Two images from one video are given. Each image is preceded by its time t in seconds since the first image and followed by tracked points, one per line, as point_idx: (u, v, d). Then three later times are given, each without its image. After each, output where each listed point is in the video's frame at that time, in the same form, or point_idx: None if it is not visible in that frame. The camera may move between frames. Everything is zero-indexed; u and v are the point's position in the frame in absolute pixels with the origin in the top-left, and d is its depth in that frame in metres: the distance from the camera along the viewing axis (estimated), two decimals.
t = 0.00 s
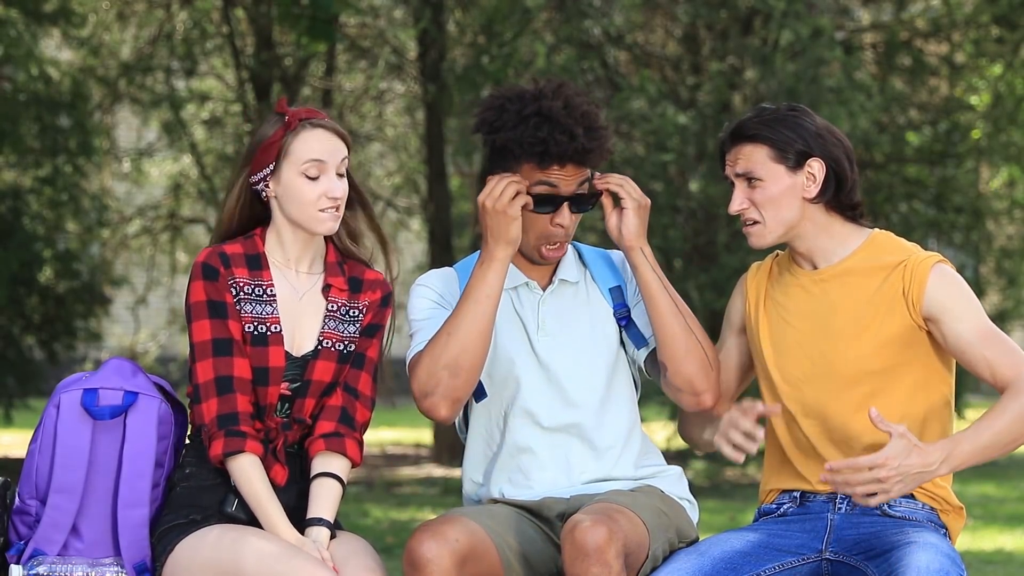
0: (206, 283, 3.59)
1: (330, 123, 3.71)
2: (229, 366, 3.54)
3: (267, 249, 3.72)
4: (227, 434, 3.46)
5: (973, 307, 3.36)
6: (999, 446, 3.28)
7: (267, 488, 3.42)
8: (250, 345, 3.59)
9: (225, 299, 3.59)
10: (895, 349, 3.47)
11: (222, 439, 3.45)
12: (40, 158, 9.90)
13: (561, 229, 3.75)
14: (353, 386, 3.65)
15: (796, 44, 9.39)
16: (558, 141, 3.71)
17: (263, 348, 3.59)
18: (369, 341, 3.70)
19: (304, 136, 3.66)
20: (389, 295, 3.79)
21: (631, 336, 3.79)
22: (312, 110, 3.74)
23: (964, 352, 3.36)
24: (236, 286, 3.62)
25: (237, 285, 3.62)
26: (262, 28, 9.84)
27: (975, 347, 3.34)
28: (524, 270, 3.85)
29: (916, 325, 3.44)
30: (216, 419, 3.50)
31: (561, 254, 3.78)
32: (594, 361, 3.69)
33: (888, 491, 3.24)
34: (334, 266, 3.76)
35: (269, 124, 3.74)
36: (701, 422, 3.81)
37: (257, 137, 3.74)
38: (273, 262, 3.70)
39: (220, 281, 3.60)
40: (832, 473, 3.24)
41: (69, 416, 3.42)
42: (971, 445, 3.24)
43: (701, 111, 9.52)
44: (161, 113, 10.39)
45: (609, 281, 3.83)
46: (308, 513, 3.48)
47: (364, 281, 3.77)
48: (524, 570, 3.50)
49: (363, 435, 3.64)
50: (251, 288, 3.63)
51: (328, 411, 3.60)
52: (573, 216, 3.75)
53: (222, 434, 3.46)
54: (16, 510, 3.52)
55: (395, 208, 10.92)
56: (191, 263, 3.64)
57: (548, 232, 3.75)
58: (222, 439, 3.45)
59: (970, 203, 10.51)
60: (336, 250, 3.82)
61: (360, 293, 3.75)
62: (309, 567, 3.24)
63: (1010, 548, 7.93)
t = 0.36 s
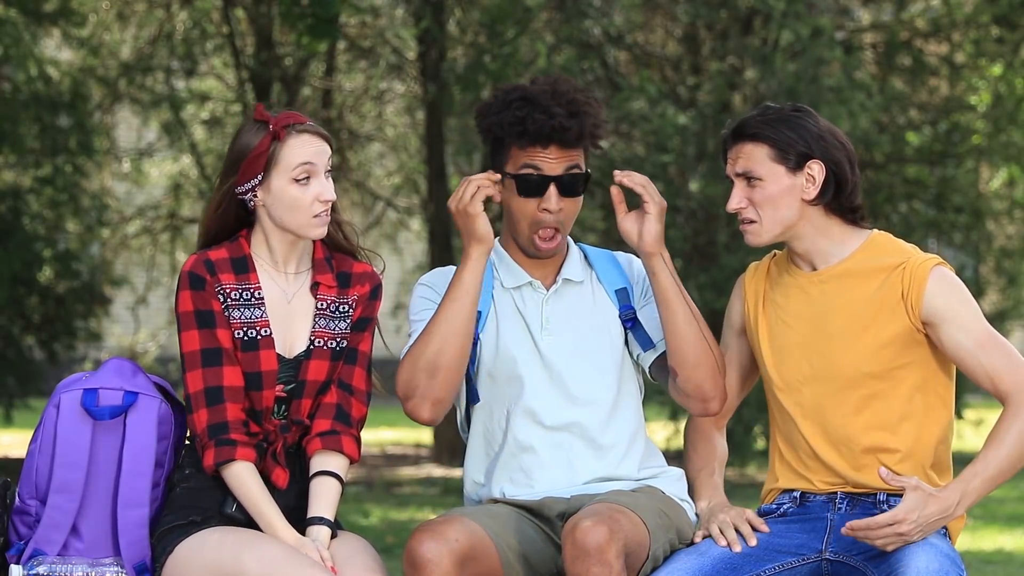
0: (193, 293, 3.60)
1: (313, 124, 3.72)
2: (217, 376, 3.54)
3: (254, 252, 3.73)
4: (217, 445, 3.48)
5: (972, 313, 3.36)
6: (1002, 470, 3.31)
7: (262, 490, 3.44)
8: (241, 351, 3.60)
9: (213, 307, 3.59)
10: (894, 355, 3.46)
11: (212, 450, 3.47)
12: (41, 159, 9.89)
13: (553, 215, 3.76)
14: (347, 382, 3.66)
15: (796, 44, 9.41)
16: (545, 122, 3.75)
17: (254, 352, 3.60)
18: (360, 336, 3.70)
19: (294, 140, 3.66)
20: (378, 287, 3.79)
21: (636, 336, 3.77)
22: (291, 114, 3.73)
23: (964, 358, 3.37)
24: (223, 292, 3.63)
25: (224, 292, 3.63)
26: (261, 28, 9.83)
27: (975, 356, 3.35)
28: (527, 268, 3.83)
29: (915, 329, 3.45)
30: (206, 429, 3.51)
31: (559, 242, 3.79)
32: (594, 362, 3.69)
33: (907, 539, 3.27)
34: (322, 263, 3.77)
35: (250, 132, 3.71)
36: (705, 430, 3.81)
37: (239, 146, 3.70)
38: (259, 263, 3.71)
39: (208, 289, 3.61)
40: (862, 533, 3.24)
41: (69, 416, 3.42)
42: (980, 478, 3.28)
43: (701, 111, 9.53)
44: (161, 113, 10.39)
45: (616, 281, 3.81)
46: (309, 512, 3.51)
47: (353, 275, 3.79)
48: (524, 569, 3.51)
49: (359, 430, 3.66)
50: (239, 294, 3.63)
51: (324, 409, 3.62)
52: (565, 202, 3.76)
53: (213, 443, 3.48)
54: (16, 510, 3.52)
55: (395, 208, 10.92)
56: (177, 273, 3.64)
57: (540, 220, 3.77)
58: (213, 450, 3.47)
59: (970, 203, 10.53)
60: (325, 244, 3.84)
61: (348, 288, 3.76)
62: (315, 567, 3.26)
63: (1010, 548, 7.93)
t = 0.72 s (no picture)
0: (181, 305, 3.61)
1: (306, 125, 3.75)
2: (206, 388, 3.55)
3: (242, 258, 3.73)
4: (209, 455, 3.48)
5: (975, 318, 3.38)
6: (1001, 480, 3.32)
7: (258, 497, 3.44)
8: (231, 360, 3.60)
9: (201, 319, 3.60)
10: (896, 357, 3.47)
11: (205, 461, 3.47)
12: (41, 158, 9.88)
13: (544, 195, 3.74)
14: (340, 382, 3.68)
15: (796, 44, 9.44)
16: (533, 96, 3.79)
17: (245, 361, 3.60)
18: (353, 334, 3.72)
19: (289, 140, 3.68)
20: (367, 284, 3.78)
21: (649, 340, 3.74)
22: (284, 114, 3.75)
23: (965, 363, 3.38)
24: (211, 303, 3.63)
25: (212, 301, 3.63)
26: (261, 28, 9.82)
27: (976, 362, 3.37)
28: (536, 267, 3.82)
29: (917, 332, 3.45)
30: (198, 440, 3.51)
31: (552, 226, 3.77)
32: (596, 362, 3.67)
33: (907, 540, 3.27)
34: (311, 263, 3.76)
35: (242, 133, 3.71)
36: (713, 429, 3.80)
37: (230, 148, 3.71)
38: (248, 270, 3.72)
39: (196, 300, 3.61)
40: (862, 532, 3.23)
41: (69, 417, 3.44)
42: (980, 482, 3.28)
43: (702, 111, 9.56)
44: (160, 113, 10.39)
45: (624, 282, 3.76)
46: (307, 515, 3.51)
47: (341, 273, 3.78)
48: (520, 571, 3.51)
49: (354, 429, 3.67)
50: (227, 303, 3.63)
51: (319, 411, 3.64)
52: (555, 183, 3.74)
53: (204, 455, 3.49)
54: (16, 510, 3.54)
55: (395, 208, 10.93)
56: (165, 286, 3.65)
57: (533, 203, 3.75)
58: (205, 460, 3.48)
59: (970, 203, 10.54)
60: (314, 243, 3.83)
61: (338, 287, 3.75)
62: (314, 568, 3.26)
63: (1010, 548, 7.93)
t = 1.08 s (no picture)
0: (184, 301, 3.60)
1: (305, 118, 3.78)
2: (210, 384, 3.55)
3: (242, 254, 3.73)
4: (213, 452, 3.48)
5: (989, 332, 3.39)
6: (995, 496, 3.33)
7: (261, 496, 3.44)
8: (233, 356, 3.60)
9: (202, 315, 3.60)
10: (907, 360, 3.47)
11: (208, 457, 3.47)
12: (41, 158, 9.88)
13: (568, 183, 3.78)
14: (340, 381, 3.68)
15: (796, 44, 9.47)
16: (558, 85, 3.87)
17: (246, 357, 3.60)
18: (352, 333, 3.71)
19: (289, 131, 3.72)
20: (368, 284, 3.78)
21: (661, 342, 3.71)
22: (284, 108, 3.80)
23: (974, 375, 3.39)
24: (213, 299, 3.63)
25: (214, 298, 3.63)
26: (261, 28, 9.81)
27: (986, 375, 3.37)
28: (551, 264, 3.83)
29: (930, 339, 3.45)
30: (201, 437, 3.51)
31: (574, 217, 3.80)
32: (607, 363, 3.66)
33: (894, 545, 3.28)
34: (311, 262, 3.76)
35: (242, 125, 3.75)
36: (728, 417, 3.80)
37: (229, 140, 3.74)
38: (249, 265, 3.71)
39: (197, 296, 3.61)
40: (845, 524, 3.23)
41: (69, 416, 3.44)
42: (976, 494, 3.30)
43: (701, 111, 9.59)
44: (160, 113, 10.38)
45: (636, 282, 3.74)
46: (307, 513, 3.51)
47: (342, 274, 3.78)
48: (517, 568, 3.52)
49: (354, 428, 3.67)
50: (228, 299, 3.63)
51: (319, 409, 3.64)
52: (579, 174, 3.79)
53: (208, 452, 3.48)
54: (16, 510, 3.55)
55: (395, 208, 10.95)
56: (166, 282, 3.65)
57: (556, 192, 3.79)
58: (208, 457, 3.47)
59: (970, 204, 10.47)
60: (314, 243, 3.84)
61: (338, 287, 3.75)
62: (314, 568, 3.26)
63: (1009, 547, 7.93)
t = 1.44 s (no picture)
0: (183, 302, 3.60)
1: (302, 117, 3.77)
2: (219, 380, 3.55)
3: (236, 255, 3.74)
4: (228, 447, 3.47)
5: (1003, 339, 3.38)
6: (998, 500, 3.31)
7: (268, 494, 3.45)
8: (235, 353, 3.60)
9: (204, 314, 3.60)
10: (919, 363, 3.47)
11: (223, 453, 3.47)
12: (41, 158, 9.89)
13: (597, 180, 3.83)
14: (338, 375, 3.66)
15: (796, 44, 9.48)
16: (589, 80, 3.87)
17: (248, 354, 3.60)
18: (349, 329, 3.71)
19: (285, 129, 3.71)
20: (364, 279, 3.80)
21: (672, 338, 3.73)
22: (281, 105, 3.79)
23: (984, 382, 3.38)
24: (211, 299, 3.62)
25: (212, 297, 3.63)
26: (261, 28, 9.81)
27: (997, 381, 3.36)
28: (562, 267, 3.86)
29: (943, 343, 3.44)
30: (215, 433, 3.51)
31: (597, 214, 3.86)
32: (617, 367, 3.66)
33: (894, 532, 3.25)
34: (306, 260, 3.77)
35: (239, 122, 3.74)
36: (740, 414, 3.85)
37: (227, 136, 3.74)
38: (244, 265, 3.72)
39: (195, 297, 3.61)
40: (849, 507, 3.20)
41: (69, 416, 3.44)
42: (980, 498, 3.26)
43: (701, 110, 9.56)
44: (161, 113, 10.37)
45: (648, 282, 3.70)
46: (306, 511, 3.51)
47: (337, 270, 3.79)
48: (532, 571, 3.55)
49: (354, 423, 3.65)
50: (226, 298, 3.63)
51: (318, 406, 3.63)
52: (607, 171, 3.85)
53: (223, 447, 3.48)
54: (16, 510, 3.55)
55: (394, 208, 10.95)
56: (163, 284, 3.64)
57: (586, 187, 3.82)
58: (224, 453, 3.47)
59: (970, 204, 10.48)
60: (307, 242, 3.85)
61: (334, 284, 3.76)
62: (312, 567, 3.26)
63: (1009, 548, 7.93)
